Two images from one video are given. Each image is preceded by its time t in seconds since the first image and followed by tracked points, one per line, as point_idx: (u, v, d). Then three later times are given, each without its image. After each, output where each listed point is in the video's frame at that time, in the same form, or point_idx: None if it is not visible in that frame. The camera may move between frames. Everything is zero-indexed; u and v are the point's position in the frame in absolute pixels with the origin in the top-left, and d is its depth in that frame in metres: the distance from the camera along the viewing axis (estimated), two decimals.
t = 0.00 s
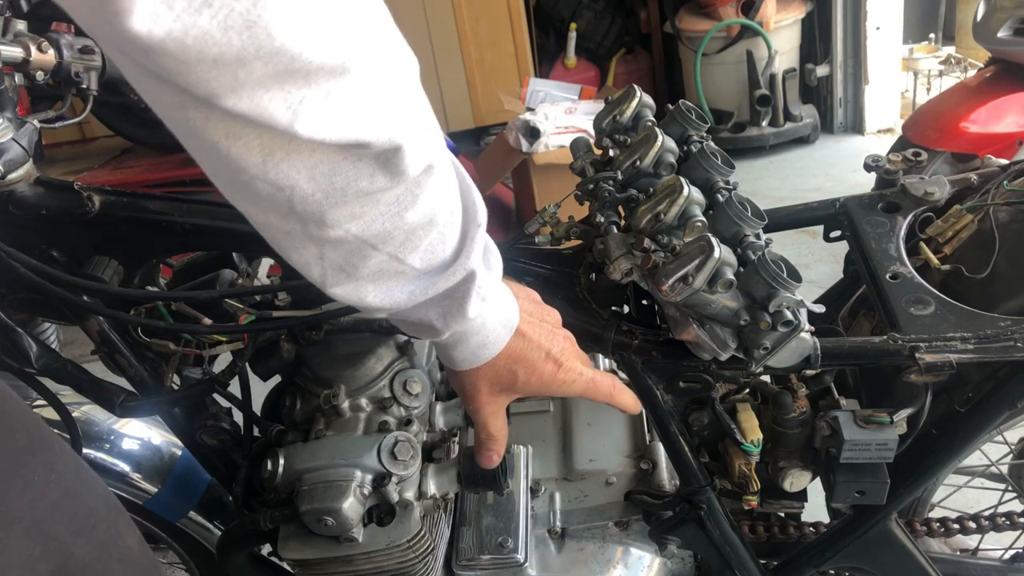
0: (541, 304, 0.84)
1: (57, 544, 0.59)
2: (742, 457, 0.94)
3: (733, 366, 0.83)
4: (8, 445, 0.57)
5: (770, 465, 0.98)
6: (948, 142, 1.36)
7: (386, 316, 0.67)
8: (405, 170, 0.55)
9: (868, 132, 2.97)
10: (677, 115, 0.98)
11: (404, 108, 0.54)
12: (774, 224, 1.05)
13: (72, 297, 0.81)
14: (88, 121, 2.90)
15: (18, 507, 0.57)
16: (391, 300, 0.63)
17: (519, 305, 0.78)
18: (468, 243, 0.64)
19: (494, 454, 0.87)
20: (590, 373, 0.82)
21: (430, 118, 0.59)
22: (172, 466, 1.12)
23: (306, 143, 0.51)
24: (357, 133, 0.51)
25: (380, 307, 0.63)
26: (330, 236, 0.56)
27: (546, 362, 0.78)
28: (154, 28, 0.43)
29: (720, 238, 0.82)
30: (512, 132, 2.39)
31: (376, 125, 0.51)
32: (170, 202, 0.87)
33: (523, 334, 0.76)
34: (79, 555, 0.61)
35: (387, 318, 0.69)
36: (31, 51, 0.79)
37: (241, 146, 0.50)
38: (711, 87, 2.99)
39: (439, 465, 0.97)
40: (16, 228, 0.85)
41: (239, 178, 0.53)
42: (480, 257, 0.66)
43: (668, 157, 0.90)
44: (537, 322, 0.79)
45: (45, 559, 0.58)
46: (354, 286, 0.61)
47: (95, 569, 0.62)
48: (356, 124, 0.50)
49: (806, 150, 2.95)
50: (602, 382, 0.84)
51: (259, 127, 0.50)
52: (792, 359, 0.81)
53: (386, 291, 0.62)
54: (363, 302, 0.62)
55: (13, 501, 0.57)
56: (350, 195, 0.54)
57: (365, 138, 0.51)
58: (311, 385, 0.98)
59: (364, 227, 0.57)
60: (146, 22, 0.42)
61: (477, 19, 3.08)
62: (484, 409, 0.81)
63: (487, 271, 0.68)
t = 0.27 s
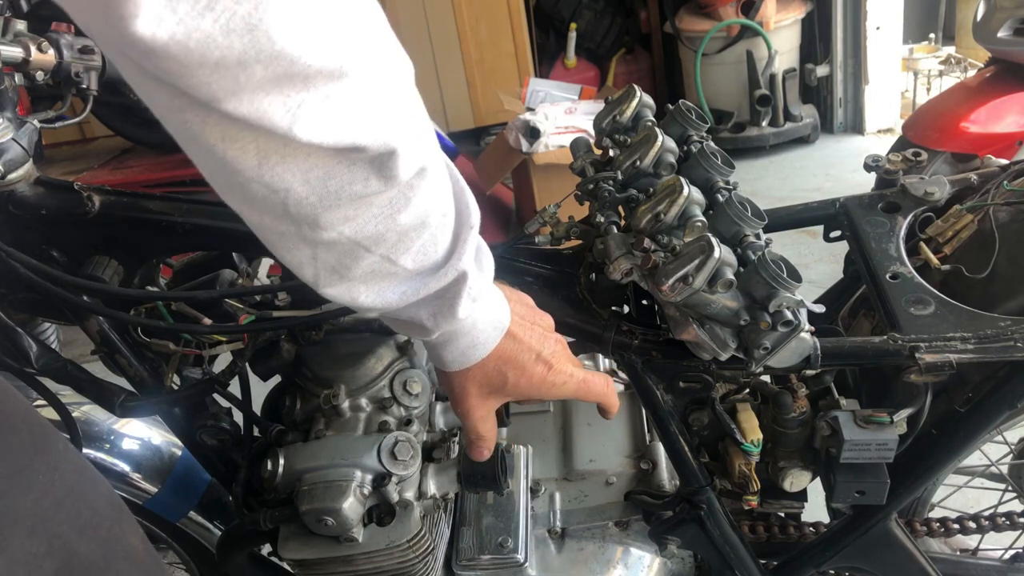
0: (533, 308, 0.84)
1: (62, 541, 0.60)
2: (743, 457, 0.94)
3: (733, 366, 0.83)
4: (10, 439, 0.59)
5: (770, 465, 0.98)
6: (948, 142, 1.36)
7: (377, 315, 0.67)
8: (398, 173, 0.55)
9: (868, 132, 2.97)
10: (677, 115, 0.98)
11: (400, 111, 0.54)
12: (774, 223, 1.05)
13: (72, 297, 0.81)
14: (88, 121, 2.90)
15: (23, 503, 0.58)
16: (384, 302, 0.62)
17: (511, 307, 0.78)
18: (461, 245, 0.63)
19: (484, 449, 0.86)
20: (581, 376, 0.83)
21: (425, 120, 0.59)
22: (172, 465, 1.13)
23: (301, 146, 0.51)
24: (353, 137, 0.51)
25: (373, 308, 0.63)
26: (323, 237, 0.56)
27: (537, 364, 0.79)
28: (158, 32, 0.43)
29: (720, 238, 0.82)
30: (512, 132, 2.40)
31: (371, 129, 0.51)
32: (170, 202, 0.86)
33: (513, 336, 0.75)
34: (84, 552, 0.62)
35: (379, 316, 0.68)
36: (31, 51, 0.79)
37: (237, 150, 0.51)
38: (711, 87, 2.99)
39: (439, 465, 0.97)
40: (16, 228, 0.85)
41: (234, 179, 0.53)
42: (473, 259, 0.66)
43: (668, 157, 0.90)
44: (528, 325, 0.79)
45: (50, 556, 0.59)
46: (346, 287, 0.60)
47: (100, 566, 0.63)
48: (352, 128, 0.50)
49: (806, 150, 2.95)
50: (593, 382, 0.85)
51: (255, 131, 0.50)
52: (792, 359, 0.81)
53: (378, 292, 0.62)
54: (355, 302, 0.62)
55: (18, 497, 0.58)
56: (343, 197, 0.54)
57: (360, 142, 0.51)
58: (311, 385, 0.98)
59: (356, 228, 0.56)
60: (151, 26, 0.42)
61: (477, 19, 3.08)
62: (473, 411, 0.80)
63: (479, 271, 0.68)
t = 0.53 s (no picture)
0: (520, 316, 0.84)
1: (71, 539, 0.61)
2: (742, 457, 0.94)
3: (733, 366, 0.83)
4: (16, 439, 0.59)
5: (770, 465, 0.98)
6: (948, 142, 1.36)
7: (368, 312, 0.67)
8: (391, 174, 0.55)
9: (868, 132, 2.97)
10: (677, 115, 0.98)
11: (396, 111, 0.54)
12: (774, 223, 1.05)
13: (72, 297, 0.81)
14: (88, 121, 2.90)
15: (32, 502, 0.59)
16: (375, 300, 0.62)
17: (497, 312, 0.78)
18: (453, 244, 0.63)
19: (454, 451, 0.84)
20: (560, 387, 0.84)
21: (420, 120, 0.59)
22: (172, 466, 1.13)
23: (296, 146, 0.51)
24: (352, 137, 0.51)
25: (364, 305, 0.63)
26: (315, 236, 0.56)
27: (518, 371, 0.79)
28: (164, 27, 0.43)
29: (720, 238, 0.82)
30: (512, 133, 2.41)
31: (369, 129, 0.51)
32: (170, 202, 0.87)
33: (498, 340, 0.76)
34: (91, 549, 0.63)
35: (370, 313, 0.68)
36: (31, 51, 0.79)
37: (233, 148, 0.51)
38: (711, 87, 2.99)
39: (439, 465, 0.97)
40: (16, 229, 0.85)
41: (229, 177, 0.53)
42: (466, 258, 0.66)
43: (668, 157, 0.90)
44: (514, 330, 0.79)
45: (58, 554, 0.60)
46: (337, 285, 0.60)
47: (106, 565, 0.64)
48: (349, 128, 0.50)
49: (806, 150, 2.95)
50: (569, 396, 0.86)
51: (251, 129, 0.50)
52: (792, 359, 0.81)
53: (370, 290, 0.62)
54: (347, 300, 0.61)
55: (26, 496, 0.59)
56: (336, 197, 0.54)
57: (357, 142, 0.51)
58: (312, 385, 0.98)
59: (349, 228, 0.56)
60: (156, 20, 0.42)
61: (477, 19, 3.08)
62: (451, 410, 0.79)
63: (471, 270, 0.68)
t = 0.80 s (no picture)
0: (514, 317, 0.84)
1: (75, 537, 0.61)
2: (742, 457, 0.94)
3: (733, 366, 0.83)
4: (22, 436, 0.60)
5: (770, 465, 0.98)
6: (948, 142, 1.36)
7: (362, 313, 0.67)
8: (388, 175, 0.55)
9: (868, 132, 2.97)
10: (677, 115, 0.98)
11: (394, 112, 0.54)
12: (774, 223, 1.05)
13: (72, 297, 0.81)
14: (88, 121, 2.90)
15: (36, 500, 0.59)
16: (370, 301, 0.62)
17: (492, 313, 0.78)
18: (448, 245, 0.63)
19: (449, 455, 0.84)
20: (553, 389, 0.84)
21: (416, 121, 0.59)
22: (172, 465, 1.13)
23: (294, 146, 0.51)
24: (350, 138, 0.50)
25: (359, 307, 0.62)
26: (311, 237, 0.56)
27: (513, 372, 0.79)
28: (166, 26, 0.43)
29: (720, 238, 0.82)
30: (512, 133, 2.40)
31: (366, 129, 0.51)
32: (170, 202, 0.86)
33: (493, 341, 0.76)
34: (95, 548, 0.63)
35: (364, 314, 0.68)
36: (31, 51, 0.79)
37: (231, 148, 0.51)
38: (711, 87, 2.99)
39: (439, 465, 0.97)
40: (16, 229, 0.85)
41: (225, 178, 0.53)
42: (461, 260, 0.66)
43: (668, 157, 0.90)
44: (508, 332, 0.79)
45: (62, 552, 0.60)
46: (332, 286, 0.60)
47: (109, 563, 0.64)
48: (347, 129, 0.50)
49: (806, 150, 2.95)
50: (562, 397, 0.86)
51: (249, 129, 0.50)
52: (792, 359, 0.81)
53: (365, 292, 0.61)
54: (342, 301, 0.61)
55: (30, 495, 0.59)
56: (332, 198, 0.54)
57: (355, 143, 0.51)
58: (312, 385, 0.98)
59: (345, 229, 0.56)
60: (159, 18, 0.43)
61: (477, 19, 3.08)
62: (445, 412, 0.79)
63: (466, 271, 0.68)
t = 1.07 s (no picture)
0: (512, 317, 0.84)
1: (75, 536, 0.61)
2: (743, 457, 0.94)
3: (733, 366, 0.83)
4: (24, 434, 0.60)
5: (770, 465, 0.98)
6: (948, 142, 1.36)
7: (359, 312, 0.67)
8: (386, 174, 0.55)
9: (868, 131, 2.97)
10: (677, 115, 0.98)
11: (392, 111, 0.54)
12: (774, 224, 1.05)
13: (72, 297, 0.81)
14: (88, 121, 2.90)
15: (37, 499, 0.59)
16: (367, 300, 0.62)
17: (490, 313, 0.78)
18: (445, 244, 0.63)
19: (449, 455, 0.84)
20: (552, 389, 0.84)
21: (413, 120, 0.59)
22: (172, 466, 1.13)
23: (292, 145, 0.51)
24: (349, 136, 0.50)
25: (357, 306, 0.63)
26: (308, 236, 0.56)
27: (512, 371, 0.79)
28: (166, 23, 0.43)
29: (720, 238, 0.82)
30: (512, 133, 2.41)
31: (365, 128, 0.51)
32: (170, 202, 0.86)
33: (490, 341, 0.76)
34: (95, 547, 0.63)
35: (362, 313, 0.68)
36: (31, 51, 0.79)
37: (229, 147, 0.51)
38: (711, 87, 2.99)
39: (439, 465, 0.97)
40: (17, 229, 0.85)
41: (224, 176, 0.53)
42: (459, 259, 0.66)
43: (668, 157, 0.90)
44: (506, 331, 0.79)
45: (62, 551, 0.60)
46: (330, 285, 0.60)
47: (110, 562, 0.64)
48: (346, 128, 0.50)
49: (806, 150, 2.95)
50: (561, 397, 0.86)
51: (248, 128, 0.50)
52: (792, 359, 0.81)
53: (362, 291, 0.61)
54: (340, 300, 0.61)
55: (32, 494, 0.59)
56: (330, 197, 0.54)
57: (353, 142, 0.51)
58: (312, 385, 0.98)
59: (343, 228, 0.56)
60: (158, 16, 0.43)
61: (477, 19, 3.08)
62: (444, 411, 0.79)
63: (463, 271, 0.68)
